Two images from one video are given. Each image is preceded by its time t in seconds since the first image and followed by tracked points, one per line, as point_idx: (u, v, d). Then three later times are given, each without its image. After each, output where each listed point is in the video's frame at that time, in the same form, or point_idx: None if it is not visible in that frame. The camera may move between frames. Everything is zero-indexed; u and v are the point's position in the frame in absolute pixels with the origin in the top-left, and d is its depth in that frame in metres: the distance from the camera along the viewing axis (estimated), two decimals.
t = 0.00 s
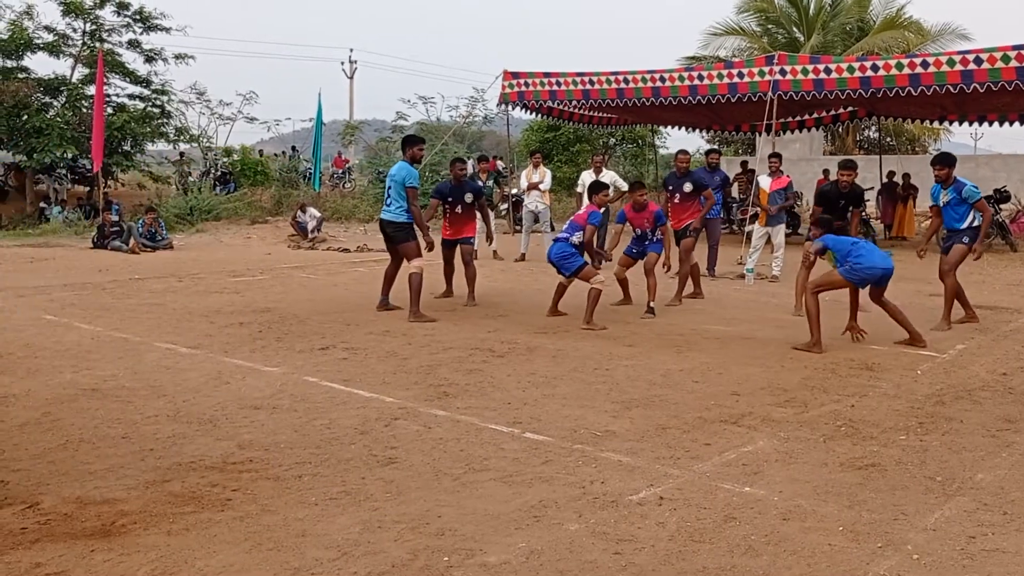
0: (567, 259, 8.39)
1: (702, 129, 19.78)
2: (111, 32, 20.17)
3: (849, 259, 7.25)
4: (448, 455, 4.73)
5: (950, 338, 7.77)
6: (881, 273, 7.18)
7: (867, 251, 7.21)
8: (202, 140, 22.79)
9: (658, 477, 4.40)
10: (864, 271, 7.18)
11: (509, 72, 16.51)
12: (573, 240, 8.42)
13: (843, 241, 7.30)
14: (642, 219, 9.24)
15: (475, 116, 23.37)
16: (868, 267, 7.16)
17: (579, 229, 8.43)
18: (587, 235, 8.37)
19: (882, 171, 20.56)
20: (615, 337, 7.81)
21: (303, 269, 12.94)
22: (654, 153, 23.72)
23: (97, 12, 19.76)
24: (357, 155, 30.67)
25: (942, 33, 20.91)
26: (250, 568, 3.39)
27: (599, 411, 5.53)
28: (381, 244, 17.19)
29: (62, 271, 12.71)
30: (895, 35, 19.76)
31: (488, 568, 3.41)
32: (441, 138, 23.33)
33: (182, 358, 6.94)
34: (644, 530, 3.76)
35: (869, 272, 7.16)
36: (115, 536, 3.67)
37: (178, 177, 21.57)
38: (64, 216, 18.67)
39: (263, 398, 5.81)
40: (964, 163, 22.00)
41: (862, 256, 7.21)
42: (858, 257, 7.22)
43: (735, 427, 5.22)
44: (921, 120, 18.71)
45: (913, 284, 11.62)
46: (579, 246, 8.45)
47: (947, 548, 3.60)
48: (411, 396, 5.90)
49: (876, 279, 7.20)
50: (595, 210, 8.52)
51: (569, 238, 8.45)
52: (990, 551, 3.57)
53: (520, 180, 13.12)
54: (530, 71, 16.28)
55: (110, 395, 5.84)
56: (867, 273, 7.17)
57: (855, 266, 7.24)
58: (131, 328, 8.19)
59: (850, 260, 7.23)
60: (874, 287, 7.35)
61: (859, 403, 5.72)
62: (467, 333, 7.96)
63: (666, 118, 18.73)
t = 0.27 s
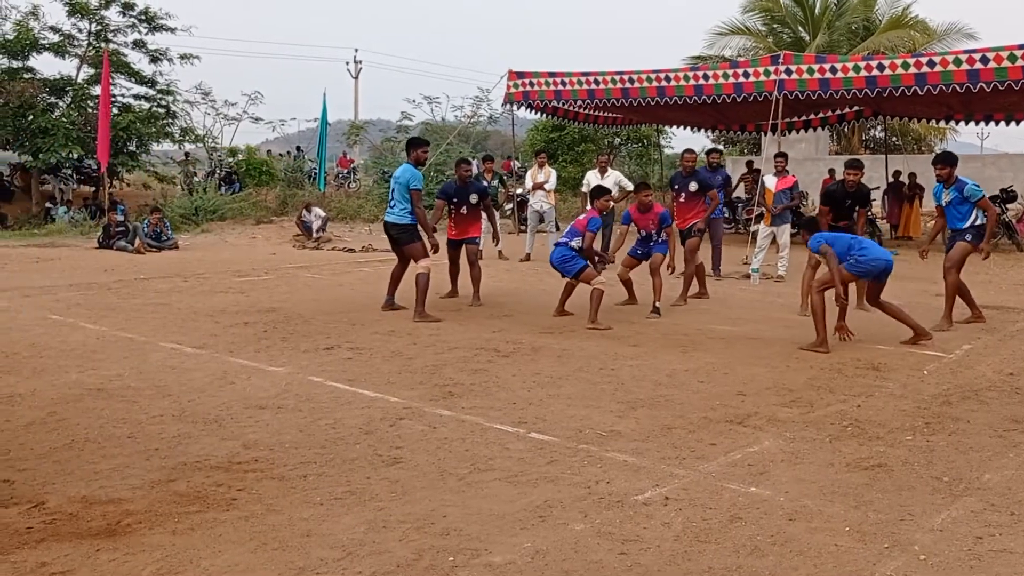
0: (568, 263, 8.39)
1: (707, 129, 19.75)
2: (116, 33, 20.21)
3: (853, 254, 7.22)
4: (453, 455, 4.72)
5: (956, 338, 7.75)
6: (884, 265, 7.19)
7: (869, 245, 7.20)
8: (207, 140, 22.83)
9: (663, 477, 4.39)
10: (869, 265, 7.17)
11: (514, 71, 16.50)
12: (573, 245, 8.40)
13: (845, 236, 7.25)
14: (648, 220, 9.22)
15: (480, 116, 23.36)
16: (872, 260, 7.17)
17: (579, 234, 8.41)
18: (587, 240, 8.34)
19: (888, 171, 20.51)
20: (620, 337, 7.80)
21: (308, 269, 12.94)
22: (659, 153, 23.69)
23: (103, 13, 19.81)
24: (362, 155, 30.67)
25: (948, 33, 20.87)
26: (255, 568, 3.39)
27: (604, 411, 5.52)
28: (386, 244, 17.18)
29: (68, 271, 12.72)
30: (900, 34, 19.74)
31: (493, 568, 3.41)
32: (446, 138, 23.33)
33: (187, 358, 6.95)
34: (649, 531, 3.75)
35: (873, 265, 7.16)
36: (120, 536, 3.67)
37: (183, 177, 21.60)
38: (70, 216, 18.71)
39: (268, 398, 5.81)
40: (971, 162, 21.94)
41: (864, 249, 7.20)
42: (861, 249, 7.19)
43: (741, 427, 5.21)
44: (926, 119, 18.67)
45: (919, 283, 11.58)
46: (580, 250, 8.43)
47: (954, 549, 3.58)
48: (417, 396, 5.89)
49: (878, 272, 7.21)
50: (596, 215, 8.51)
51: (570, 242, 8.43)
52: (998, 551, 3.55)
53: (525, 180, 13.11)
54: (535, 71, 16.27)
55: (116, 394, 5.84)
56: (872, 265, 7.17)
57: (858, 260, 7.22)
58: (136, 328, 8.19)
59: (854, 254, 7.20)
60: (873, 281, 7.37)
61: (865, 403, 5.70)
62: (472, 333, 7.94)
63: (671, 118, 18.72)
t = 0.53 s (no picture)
0: (574, 260, 8.40)
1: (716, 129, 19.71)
2: (126, 34, 20.28)
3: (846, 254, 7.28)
4: (462, 455, 4.72)
5: (967, 338, 7.72)
6: (877, 266, 7.26)
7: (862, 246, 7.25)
8: (216, 141, 22.89)
9: (673, 477, 4.38)
10: (862, 266, 7.23)
11: (521, 71, 16.49)
12: (579, 242, 8.41)
13: (838, 233, 7.27)
14: (657, 220, 9.17)
15: (488, 116, 23.36)
16: (865, 261, 7.23)
17: (584, 231, 8.41)
18: (593, 237, 8.34)
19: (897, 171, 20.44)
20: (629, 337, 7.79)
21: (317, 269, 12.96)
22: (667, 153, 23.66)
23: (113, 14, 19.87)
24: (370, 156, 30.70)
25: (958, 32, 20.79)
26: (266, 567, 3.39)
27: (614, 411, 5.51)
28: (394, 244, 17.20)
29: (77, 271, 12.76)
30: (910, 33, 19.67)
31: (503, 568, 3.41)
32: (454, 138, 23.33)
33: (197, 358, 6.96)
34: (660, 531, 3.74)
35: (867, 266, 7.22)
36: (132, 535, 3.68)
37: (192, 177, 21.66)
38: (80, 217, 18.78)
39: (278, 397, 5.82)
40: (980, 162, 21.85)
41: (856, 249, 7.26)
42: (855, 250, 7.25)
43: (751, 427, 5.20)
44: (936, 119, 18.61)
45: (929, 284, 11.53)
46: (586, 248, 8.42)
47: (966, 550, 3.57)
48: (426, 396, 5.90)
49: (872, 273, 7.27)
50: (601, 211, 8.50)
51: (576, 240, 8.44)
52: (1009, 552, 3.54)
53: (534, 180, 13.11)
54: (543, 71, 16.26)
55: (126, 394, 5.86)
56: (866, 266, 7.23)
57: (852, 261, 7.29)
58: (146, 328, 8.21)
59: (847, 254, 7.26)
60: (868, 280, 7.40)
61: (875, 404, 5.68)
62: (480, 333, 7.94)
63: (679, 118, 18.70)
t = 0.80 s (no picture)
0: (594, 258, 8.38)
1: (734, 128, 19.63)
2: (146, 35, 20.43)
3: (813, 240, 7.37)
4: (479, 455, 4.72)
5: (988, 339, 7.65)
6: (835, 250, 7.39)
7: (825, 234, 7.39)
8: (235, 141, 23.01)
9: (691, 478, 4.37)
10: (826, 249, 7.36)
11: (539, 71, 16.48)
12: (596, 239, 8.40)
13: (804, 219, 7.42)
14: (671, 224, 9.13)
15: (505, 116, 23.37)
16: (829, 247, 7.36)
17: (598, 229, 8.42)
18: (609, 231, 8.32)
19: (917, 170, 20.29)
20: (646, 337, 7.78)
21: (334, 269, 13.00)
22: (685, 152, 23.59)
23: (133, 15, 20.01)
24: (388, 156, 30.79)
25: (979, 30, 20.61)
26: (284, 566, 3.41)
27: (631, 412, 5.50)
28: (412, 244, 17.24)
29: (98, 270, 12.86)
30: (931, 31, 19.52)
31: (521, 568, 3.41)
32: (471, 138, 23.35)
33: (216, 357, 7.00)
34: (677, 532, 3.73)
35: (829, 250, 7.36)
36: (151, 533, 3.71)
37: (212, 177, 21.79)
38: (101, 216, 18.93)
39: (297, 396, 5.85)
40: (1002, 161, 21.65)
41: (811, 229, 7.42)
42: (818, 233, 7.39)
43: (769, 428, 5.18)
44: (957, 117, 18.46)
45: (949, 284, 11.43)
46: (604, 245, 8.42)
47: (987, 553, 3.53)
48: (444, 395, 5.91)
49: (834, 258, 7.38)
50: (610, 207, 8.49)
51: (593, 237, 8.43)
52: None
53: (551, 180, 13.11)
54: (561, 70, 16.24)
55: (146, 393, 5.90)
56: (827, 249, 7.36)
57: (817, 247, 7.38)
58: (166, 327, 8.27)
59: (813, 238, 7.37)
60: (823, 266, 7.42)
61: (896, 405, 5.64)
62: (497, 333, 7.95)
63: (698, 118, 18.65)
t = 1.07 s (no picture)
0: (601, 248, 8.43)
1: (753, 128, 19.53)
2: (168, 34, 20.57)
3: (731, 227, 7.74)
4: (497, 454, 4.72)
5: (1010, 342, 7.58)
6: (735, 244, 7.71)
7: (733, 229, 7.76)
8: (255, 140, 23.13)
9: (710, 479, 4.35)
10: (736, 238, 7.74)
11: (558, 70, 16.45)
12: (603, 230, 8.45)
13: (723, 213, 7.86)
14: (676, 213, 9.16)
15: (524, 115, 23.37)
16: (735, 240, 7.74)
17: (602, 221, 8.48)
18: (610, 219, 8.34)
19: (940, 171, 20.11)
20: (665, 337, 7.76)
21: (353, 268, 13.05)
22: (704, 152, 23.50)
23: (155, 15, 20.15)
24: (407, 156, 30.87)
25: (1003, 29, 20.41)
26: (303, 563, 3.42)
27: (650, 412, 5.49)
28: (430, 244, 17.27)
29: (120, 268, 12.97)
30: (954, 30, 19.34)
31: (539, 568, 3.41)
32: (490, 137, 23.36)
33: (236, 354, 7.04)
34: (696, 533, 3.72)
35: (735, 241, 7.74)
36: (172, 529, 3.74)
37: (232, 176, 21.92)
38: (122, 214, 19.08)
39: (316, 394, 5.87)
40: None
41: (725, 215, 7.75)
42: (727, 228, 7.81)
43: (789, 429, 5.15)
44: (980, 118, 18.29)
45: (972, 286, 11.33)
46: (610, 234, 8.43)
47: (1010, 558, 3.50)
48: (462, 394, 5.91)
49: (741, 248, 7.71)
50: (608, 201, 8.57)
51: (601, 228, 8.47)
52: None
53: (569, 179, 13.10)
54: (580, 69, 16.21)
55: (167, 390, 5.95)
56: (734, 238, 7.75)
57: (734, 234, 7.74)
58: (186, 325, 8.32)
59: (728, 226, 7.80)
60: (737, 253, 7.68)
61: (917, 407, 5.60)
62: (516, 332, 7.95)
63: (717, 117, 18.58)
